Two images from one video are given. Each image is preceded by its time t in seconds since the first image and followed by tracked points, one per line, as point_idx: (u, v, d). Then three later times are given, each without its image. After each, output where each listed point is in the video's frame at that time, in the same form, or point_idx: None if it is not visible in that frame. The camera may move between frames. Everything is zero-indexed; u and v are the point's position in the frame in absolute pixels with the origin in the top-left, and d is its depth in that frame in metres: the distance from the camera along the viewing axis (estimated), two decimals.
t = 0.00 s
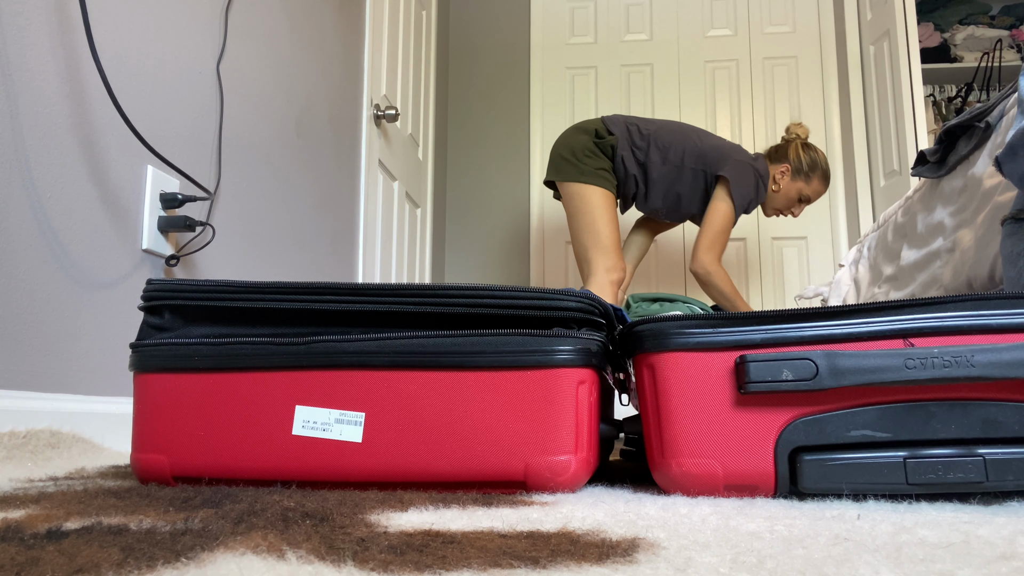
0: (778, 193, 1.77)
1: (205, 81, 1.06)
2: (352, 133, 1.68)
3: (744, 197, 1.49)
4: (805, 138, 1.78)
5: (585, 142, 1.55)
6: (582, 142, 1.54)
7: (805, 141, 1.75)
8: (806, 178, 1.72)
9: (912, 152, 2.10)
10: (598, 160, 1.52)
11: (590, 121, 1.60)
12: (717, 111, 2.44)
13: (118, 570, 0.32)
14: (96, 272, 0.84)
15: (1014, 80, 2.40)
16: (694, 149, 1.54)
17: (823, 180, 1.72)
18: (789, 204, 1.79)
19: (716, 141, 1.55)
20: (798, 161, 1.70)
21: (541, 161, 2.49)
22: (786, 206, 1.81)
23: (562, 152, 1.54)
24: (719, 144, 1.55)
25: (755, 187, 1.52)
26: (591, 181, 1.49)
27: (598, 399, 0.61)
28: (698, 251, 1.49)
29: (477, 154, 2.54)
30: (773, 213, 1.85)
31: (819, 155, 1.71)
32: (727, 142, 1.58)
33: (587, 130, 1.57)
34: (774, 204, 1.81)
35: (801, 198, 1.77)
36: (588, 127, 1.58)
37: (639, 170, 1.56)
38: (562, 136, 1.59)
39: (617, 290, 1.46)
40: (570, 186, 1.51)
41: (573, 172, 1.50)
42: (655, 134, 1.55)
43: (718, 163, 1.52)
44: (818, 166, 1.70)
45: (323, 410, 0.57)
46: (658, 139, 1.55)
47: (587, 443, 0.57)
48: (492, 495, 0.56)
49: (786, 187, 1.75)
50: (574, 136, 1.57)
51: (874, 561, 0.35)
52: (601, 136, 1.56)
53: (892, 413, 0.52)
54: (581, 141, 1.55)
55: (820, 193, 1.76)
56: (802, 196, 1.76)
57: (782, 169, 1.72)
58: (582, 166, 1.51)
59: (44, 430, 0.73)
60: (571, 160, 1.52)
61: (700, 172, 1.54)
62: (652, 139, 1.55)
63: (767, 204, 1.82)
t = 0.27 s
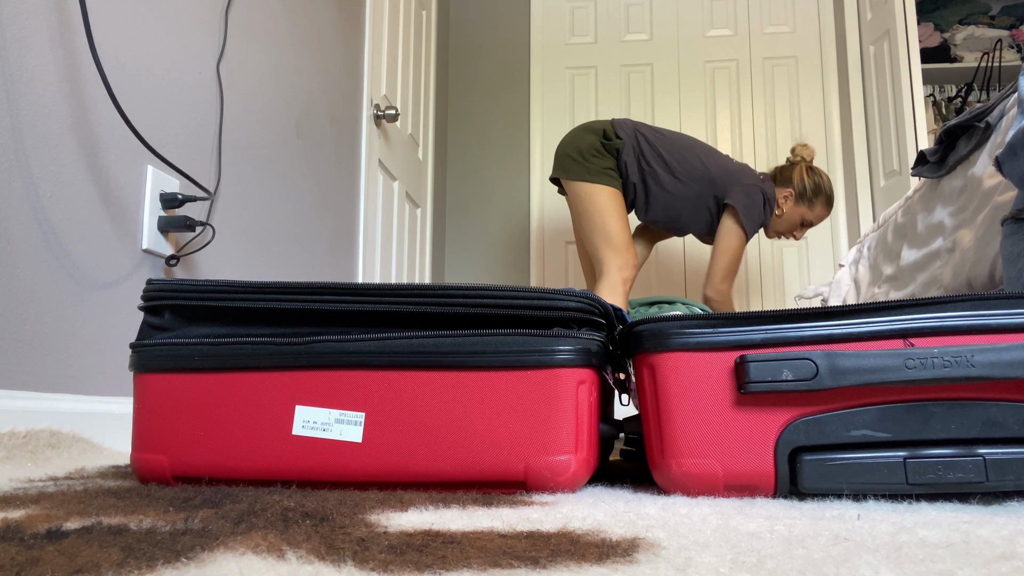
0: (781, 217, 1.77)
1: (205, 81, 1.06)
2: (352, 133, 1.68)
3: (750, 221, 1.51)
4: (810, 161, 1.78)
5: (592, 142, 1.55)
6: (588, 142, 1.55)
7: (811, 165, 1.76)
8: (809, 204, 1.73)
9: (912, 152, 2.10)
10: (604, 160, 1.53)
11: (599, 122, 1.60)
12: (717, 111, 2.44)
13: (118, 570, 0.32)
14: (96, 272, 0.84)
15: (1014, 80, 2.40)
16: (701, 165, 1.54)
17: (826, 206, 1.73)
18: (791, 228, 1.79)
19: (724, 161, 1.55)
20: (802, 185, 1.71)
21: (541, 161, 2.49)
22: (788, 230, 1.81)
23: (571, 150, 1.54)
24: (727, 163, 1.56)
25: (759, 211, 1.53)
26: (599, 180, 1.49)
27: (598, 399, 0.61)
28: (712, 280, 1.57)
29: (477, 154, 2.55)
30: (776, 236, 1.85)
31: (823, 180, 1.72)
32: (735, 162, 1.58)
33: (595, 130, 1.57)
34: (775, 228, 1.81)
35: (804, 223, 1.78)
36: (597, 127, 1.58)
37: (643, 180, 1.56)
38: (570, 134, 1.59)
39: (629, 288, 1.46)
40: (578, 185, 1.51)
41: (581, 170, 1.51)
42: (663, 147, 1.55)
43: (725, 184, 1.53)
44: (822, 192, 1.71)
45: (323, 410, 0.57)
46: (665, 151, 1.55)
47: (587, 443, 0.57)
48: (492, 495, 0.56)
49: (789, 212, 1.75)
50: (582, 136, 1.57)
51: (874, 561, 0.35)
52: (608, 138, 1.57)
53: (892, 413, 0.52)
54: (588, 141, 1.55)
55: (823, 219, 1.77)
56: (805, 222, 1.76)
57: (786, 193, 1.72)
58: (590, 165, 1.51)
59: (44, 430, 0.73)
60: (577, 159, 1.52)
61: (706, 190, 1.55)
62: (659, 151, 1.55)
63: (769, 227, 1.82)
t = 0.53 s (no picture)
0: (778, 237, 1.76)
1: (205, 81, 1.06)
2: (352, 133, 1.68)
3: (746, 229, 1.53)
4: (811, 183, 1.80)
5: (599, 141, 1.54)
6: (596, 140, 1.54)
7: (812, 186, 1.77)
8: (808, 225, 1.74)
9: (912, 152, 2.10)
10: (611, 159, 1.52)
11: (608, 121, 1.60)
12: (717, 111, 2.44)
13: (118, 570, 0.32)
14: (96, 272, 0.84)
15: (1014, 81, 2.40)
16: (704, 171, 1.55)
17: (824, 228, 1.74)
18: (787, 246, 1.78)
19: (725, 169, 1.57)
20: (803, 205, 1.72)
21: (541, 161, 2.49)
22: (783, 248, 1.80)
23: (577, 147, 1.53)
24: (728, 172, 1.57)
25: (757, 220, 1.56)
26: (604, 179, 1.48)
27: (598, 399, 0.61)
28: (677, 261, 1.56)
29: (477, 154, 2.55)
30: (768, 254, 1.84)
31: (823, 203, 1.74)
32: (735, 172, 1.60)
33: (604, 129, 1.57)
34: (770, 244, 1.79)
35: (800, 243, 1.78)
36: (606, 126, 1.57)
37: (646, 181, 1.56)
38: (577, 132, 1.59)
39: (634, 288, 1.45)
40: (583, 185, 1.50)
41: (587, 169, 1.50)
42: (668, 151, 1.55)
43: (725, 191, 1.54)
44: (821, 214, 1.72)
45: (323, 410, 0.57)
46: (671, 156, 1.55)
47: (587, 443, 0.57)
48: (492, 495, 0.56)
49: (788, 231, 1.75)
50: (589, 134, 1.56)
51: (874, 561, 0.35)
52: (616, 138, 1.56)
53: (892, 413, 0.52)
54: (595, 138, 1.55)
55: (819, 241, 1.78)
56: (802, 242, 1.77)
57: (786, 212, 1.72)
58: (595, 164, 1.50)
59: (44, 430, 0.73)
60: (583, 156, 1.52)
61: (706, 196, 1.56)
62: (665, 155, 1.55)
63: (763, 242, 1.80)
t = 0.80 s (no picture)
0: (775, 240, 1.76)
1: (205, 81, 1.06)
2: (352, 133, 1.68)
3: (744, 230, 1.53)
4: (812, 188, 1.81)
5: (600, 141, 1.54)
6: (596, 140, 1.54)
7: (813, 192, 1.77)
8: (805, 230, 1.74)
9: (912, 152, 2.10)
10: (612, 159, 1.52)
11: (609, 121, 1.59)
12: (717, 111, 2.44)
13: (118, 570, 0.32)
14: (96, 272, 0.84)
15: (1014, 81, 2.40)
16: (704, 171, 1.55)
17: (821, 235, 1.75)
18: (783, 251, 1.78)
19: (726, 170, 1.57)
20: (801, 211, 1.72)
21: (541, 161, 2.49)
22: (780, 253, 1.81)
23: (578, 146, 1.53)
24: (728, 173, 1.58)
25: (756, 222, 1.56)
26: (604, 179, 1.48)
27: (598, 399, 0.61)
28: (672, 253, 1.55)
29: (477, 154, 2.55)
30: (764, 257, 1.85)
31: (822, 210, 1.74)
32: (736, 174, 1.60)
33: (605, 129, 1.57)
34: (766, 247, 1.79)
35: (796, 248, 1.78)
36: (607, 126, 1.57)
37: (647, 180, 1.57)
38: (577, 131, 1.58)
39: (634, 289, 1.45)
40: (583, 184, 1.50)
41: (587, 168, 1.49)
42: (670, 151, 1.55)
43: (726, 191, 1.54)
44: (819, 221, 1.72)
45: (323, 410, 0.57)
46: (673, 156, 1.55)
47: (587, 443, 0.57)
48: (492, 495, 0.56)
49: (786, 236, 1.75)
50: (590, 134, 1.56)
51: (875, 561, 0.35)
52: (617, 137, 1.56)
53: (892, 413, 0.52)
54: (596, 138, 1.54)
55: (815, 247, 1.78)
56: (798, 247, 1.77)
57: (785, 216, 1.72)
58: (596, 163, 1.50)
59: (44, 430, 0.73)
60: (584, 156, 1.51)
61: (706, 196, 1.56)
62: (666, 155, 1.55)
63: (760, 245, 1.80)
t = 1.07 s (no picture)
0: (775, 240, 1.75)
1: (205, 81, 1.06)
2: (352, 133, 1.68)
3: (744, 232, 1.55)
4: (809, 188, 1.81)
5: (599, 141, 1.54)
6: (595, 140, 1.53)
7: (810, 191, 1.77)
8: (804, 230, 1.74)
9: (912, 152, 2.10)
10: (611, 160, 1.52)
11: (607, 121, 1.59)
12: (717, 111, 2.44)
13: (118, 570, 0.32)
14: (96, 272, 0.84)
15: (1014, 81, 2.40)
16: (703, 172, 1.56)
17: (819, 234, 1.75)
18: (782, 251, 1.78)
19: (724, 171, 1.58)
20: (800, 210, 1.72)
21: (541, 161, 2.49)
22: (778, 253, 1.80)
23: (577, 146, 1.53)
24: (727, 174, 1.58)
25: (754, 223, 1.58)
26: (604, 179, 1.48)
27: (598, 399, 0.61)
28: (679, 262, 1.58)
29: (477, 154, 2.55)
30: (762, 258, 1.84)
31: (820, 209, 1.74)
32: (733, 174, 1.61)
33: (604, 129, 1.56)
34: (765, 248, 1.78)
35: (795, 248, 1.78)
36: (606, 127, 1.57)
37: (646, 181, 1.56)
38: (576, 132, 1.58)
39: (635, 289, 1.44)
40: (583, 185, 1.50)
41: (587, 169, 1.49)
42: (671, 151, 1.55)
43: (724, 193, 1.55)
44: (818, 220, 1.72)
45: (323, 410, 0.57)
46: (672, 157, 1.55)
47: (587, 443, 0.57)
48: (492, 495, 0.56)
49: (785, 235, 1.74)
50: (589, 134, 1.56)
51: (874, 561, 0.35)
52: (615, 138, 1.55)
53: (892, 413, 0.52)
54: (595, 138, 1.54)
55: (813, 246, 1.79)
56: (797, 246, 1.77)
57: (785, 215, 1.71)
58: (595, 163, 1.50)
59: (44, 430, 0.73)
60: (583, 157, 1.51)
61: (705, 197, 1.56)
62: (666, 155, 1.55)
63: (760, 246, 1.79)
